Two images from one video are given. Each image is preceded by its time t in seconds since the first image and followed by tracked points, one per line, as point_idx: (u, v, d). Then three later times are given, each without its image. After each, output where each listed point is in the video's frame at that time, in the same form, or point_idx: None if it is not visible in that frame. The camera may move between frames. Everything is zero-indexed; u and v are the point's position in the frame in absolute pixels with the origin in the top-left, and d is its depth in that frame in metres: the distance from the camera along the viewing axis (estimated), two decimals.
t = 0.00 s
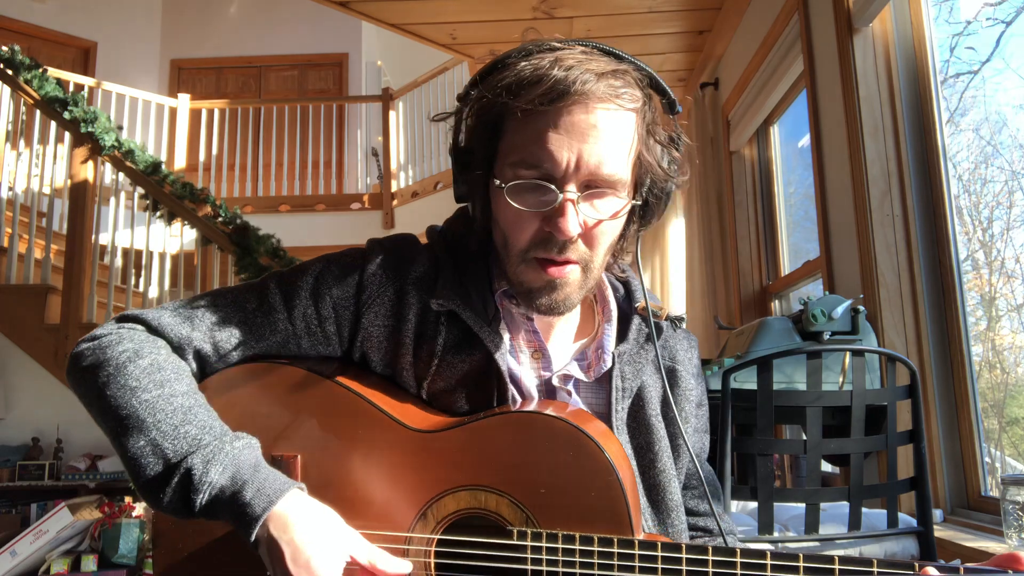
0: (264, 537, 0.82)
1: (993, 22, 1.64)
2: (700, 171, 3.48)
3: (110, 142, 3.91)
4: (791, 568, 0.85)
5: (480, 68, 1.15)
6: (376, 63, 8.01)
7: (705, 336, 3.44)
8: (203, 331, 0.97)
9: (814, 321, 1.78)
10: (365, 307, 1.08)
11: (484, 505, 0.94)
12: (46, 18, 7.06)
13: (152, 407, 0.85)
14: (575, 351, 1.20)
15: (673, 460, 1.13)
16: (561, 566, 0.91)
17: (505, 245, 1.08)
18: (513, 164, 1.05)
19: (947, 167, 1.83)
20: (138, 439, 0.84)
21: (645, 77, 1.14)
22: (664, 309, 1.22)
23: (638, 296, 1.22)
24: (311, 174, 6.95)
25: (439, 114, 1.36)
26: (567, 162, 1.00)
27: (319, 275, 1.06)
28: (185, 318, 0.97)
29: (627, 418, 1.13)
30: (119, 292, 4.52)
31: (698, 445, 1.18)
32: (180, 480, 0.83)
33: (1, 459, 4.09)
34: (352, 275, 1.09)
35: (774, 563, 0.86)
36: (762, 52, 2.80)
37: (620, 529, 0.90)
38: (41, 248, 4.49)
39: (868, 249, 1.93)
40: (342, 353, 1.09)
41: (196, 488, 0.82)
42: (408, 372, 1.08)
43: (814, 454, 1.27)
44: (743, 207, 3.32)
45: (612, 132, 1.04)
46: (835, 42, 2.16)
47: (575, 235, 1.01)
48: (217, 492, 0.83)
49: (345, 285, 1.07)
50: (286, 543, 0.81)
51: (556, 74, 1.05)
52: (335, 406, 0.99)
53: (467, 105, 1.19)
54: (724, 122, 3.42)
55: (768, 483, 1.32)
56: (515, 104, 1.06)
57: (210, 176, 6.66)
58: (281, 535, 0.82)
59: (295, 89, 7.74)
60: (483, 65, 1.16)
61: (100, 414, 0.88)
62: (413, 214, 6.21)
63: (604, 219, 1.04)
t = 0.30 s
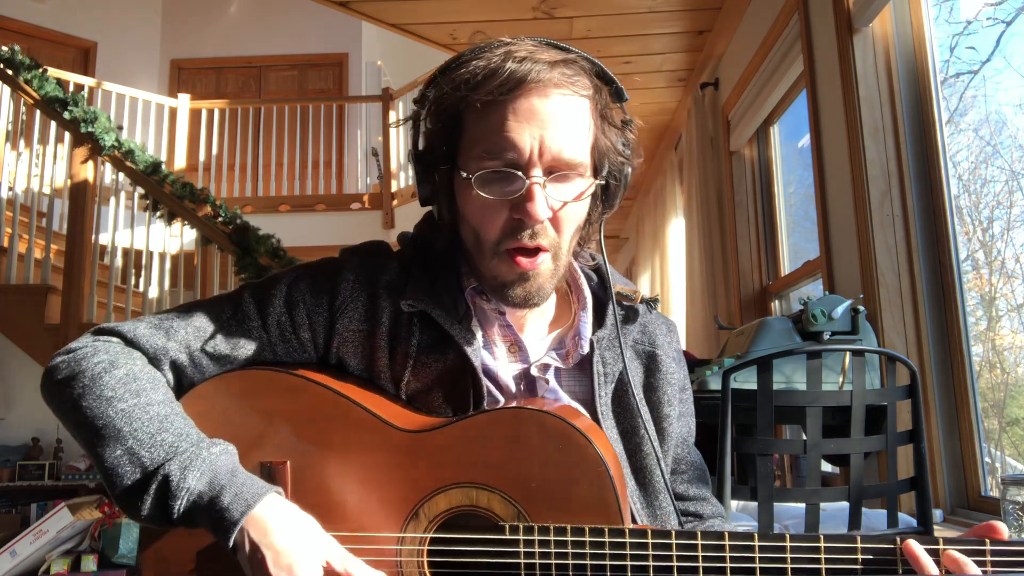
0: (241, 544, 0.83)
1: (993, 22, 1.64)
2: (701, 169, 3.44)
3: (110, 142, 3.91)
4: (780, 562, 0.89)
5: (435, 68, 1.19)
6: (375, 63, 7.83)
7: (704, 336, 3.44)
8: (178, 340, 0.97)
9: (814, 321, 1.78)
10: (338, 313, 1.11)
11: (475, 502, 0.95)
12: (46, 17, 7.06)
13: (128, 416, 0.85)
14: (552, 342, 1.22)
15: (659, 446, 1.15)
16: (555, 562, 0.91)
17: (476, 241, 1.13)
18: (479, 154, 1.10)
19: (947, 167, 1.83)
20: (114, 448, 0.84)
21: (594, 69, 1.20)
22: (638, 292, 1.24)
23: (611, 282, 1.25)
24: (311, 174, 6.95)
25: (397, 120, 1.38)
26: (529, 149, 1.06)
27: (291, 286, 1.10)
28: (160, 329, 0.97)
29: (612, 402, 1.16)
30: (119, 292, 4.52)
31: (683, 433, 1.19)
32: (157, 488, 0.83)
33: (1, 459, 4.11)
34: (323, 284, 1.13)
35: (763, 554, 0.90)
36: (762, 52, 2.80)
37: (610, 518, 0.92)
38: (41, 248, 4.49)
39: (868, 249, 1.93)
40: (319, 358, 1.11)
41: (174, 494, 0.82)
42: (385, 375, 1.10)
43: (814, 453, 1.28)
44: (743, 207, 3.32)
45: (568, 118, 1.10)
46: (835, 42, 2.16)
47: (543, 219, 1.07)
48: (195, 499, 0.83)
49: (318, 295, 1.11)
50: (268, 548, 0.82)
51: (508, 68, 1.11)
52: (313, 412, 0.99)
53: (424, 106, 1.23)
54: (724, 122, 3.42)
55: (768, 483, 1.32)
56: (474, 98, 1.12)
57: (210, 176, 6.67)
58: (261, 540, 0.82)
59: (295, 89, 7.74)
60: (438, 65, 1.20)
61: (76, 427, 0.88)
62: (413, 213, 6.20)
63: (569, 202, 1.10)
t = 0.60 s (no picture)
0: (254, 547, 0.84)
1: (993, 22, 1.64)
2: (701, 171, 3.46)
3: (110, 142, 3.90)
4: (767, 548, 0.90)
5: (398, 74, 1.19)
6: (376, 63, 7.88)
7: (704, 335, 3.44)
8: (160, 357, 0.98)
9: (814, 321, 1.77)
10: (319, 319, 1.11)
11: (463, 504, 0.95)
12: (47, 17, 7.06)
13: (120, 437, 0.86)
14: (535, 336, 1.21)
15: (649, 437, 1.15)
16: (546, 561, 0.91)
17: (458, 242, 1.13)
18: (453, 154, 1.10)
19: (947, 166, 1.82)
20: (111, 471, 0.85)
21: (553, 60, 1.21)
22: (622, 279, 1.20)
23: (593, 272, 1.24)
24: (311, 174, 6.95)
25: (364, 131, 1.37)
26: (501, 146, 1.06)
27: (269, 296, 1.10)
28: (139, 351, 0.98)
29: (601, 393, 1.16)
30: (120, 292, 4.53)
31: (673, 424, 1.19)
32: (161, 502, 0.83)
33: (1, 459, 4.12)
34: (305, 292, 1.12)
35: (751, 544, 0.91)
36: (763, 52, 2.79)
37: (596, 514, 0.92)
38: (41, 248, 4.49)
39: (868, 249, 1.93)
40: (299, 364, 1.11)
41: (180, 506, 0.82)
42: (368, 380, 1.10)
43: (814, 454, 1.28)
44: (742, 207, 3.32)
45: (535, 109, 1.11)
46: (835, 43, 2.16)
47: (523, 212, 1.07)
48: (202, 508, 0.83)
49: (297, 303, 1.11)
50: (282, 543, 0.83)
51: (473, 65, 1.13)
52: (308, 421, 0.99)
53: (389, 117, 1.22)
54: (724, 122, 3.42)
55: (768, 483, 1.32)
56: (443, 98, 1.13)
57: (210, 176, 6.67)
58: (275, 536, 0.83)
59: (295, 88, 7.73)
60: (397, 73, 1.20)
61: (70, 459, 0.88)
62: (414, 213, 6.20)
63: (547, 192, 1.10)
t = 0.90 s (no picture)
0: (249, 557, 0.84)
1: (992, 23, 1.64)
2: (701, 172, 3.46)
3: (110, 142, 3.90)
4: (765, 549, 0.90)
5: (378, 85, 1.21)
6: (375, 63, 7.84)
7: (705, 335, 3.44)
8: (155, 364, 0.99)
9: (814, 321, 1.76)
10: (316, 323, 1.11)
11: (459, 506, 0.95)
12: (47, 17, 7.06)
13: (117, 447, 0.86)
14: (531, 341, 1.22)
15: (648, 440, 1.15)
16: (542, 563, 0.90)
17: (450, 250, 1.12)
18: (439, 159, 1.10)
19: (947, 166, 1.83)
20: (107, 481, 0.85)
21: (532, 55, 1.21)
22: (620, 283, 1.22)
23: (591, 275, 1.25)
24: (311, 174, 6.95)
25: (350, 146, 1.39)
26: (485, 147, 1.06)
27: (264, 301, 1.10)
28: (136, 358, 0.99)
29: (599, 396, 1.16)
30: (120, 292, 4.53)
31: (672, 425, 1.19)
32: (156, 513, 0.83)
33: (2, 459, 4.12)
34: (302, 295, 1.13)
35: (749, 545, 0.91)
36: (763, 52, 2.79)
37: (593, 515, 0.91)
38: (41, 248, 4.49)
39: (868, 250, 1.93)
40: (296, 369, 1.11)
41: (175, 517, 0.83)
42: (364, 383, 1.10)
43: (814, 454, 1.28)
44: (743, 207, 3.32)
45: (517, 105, 1.10)
46: (835, 43, 2.16)
47: (514, 212, 1.06)
48: (197, 518, 0.84)
49: (294, 306, 1.11)
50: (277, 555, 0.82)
51: (447, 69, 1.13)
52: (306, 424, 1.00)
53: (372, 127, 1.25)
54: (724, 121, 3.41)
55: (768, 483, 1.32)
56: (421, 104, 1.14)
57: (210, 176, 6.67)
58: (269, 548, 0.82)
59: (295, 88, 7.73)
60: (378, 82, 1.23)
61: (67, 467, 0.88)
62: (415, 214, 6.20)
63: (537, 188, 1.10)
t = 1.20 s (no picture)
0: (241, 557, 0.84)
1: (992, 23, 1.64)
2: (700, 171, 3.46)
3: (110, 142, 3.90)
4: (768, 556, 0.90)
5: (383, 86, 1.22)
6: (375, 63, 7.87)
7: (704, 335, 3.44)
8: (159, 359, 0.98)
9: (814, 321, 1.77)
10: (319, 323, 1.11)
11: (461, 506, 0.95)
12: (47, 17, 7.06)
13: (117, 440, 0.86)
14: (533, 345, 1.21)
15: (649, 444, 1.15)
16: (543, 564, 0.91)
17: (441, 252, 1.12)
18: (430, 169, 1.10)
19: (947, 166, 1.83)
20: (105, 473, 0.85)
21: (540, 59, 1.22)
22: (622, 287, 1.21)
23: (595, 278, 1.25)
24: (311, 174, 6.95)
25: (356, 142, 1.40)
26: (477, 156, 1.06)
27: (267, 300, 1.10)
28: (139, 352, 0.98)
29: (600, 400, 1.17)
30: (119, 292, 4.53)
31: (674, 429, 1.19)
32: (152, 508, 0.83)
33: (2, 459, 4.12)
34: (303, 294, 1.13)
35: (752, 552, 0.91)
36: (763, 52, 2.79)
37: (596, 518, 0.91)
38: (41, 248, 4.49)
39: (868, 250, 1.93)
40: (301, 366, 1.11)
41: (170, 513, 0.83)
42: (367, 382, 1.10)
43: (814, 454, 1.28)
44: (742, 206, 3.32)
45: (516, 115, 1.10)
46: (835, 43, 2.16)
47: (503, 224, 1.06)
48: (192, 515, 0.83)
49: (297, 306, 1.11)
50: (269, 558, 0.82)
51: (445, 73, 1.13)
52: (307, 424, 0.99)
53: (377, 129, 1.26)
54: (724, 122, 3.41)
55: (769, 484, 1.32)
56: (418, 109, 1.14)
57: (210, 176, 6.67)
58: (263, 549, 0.83)
59: (295, 88, 7.73)
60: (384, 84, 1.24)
61: (66, 456, 0.88)
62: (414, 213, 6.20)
63: (530, 200, 1.09)
